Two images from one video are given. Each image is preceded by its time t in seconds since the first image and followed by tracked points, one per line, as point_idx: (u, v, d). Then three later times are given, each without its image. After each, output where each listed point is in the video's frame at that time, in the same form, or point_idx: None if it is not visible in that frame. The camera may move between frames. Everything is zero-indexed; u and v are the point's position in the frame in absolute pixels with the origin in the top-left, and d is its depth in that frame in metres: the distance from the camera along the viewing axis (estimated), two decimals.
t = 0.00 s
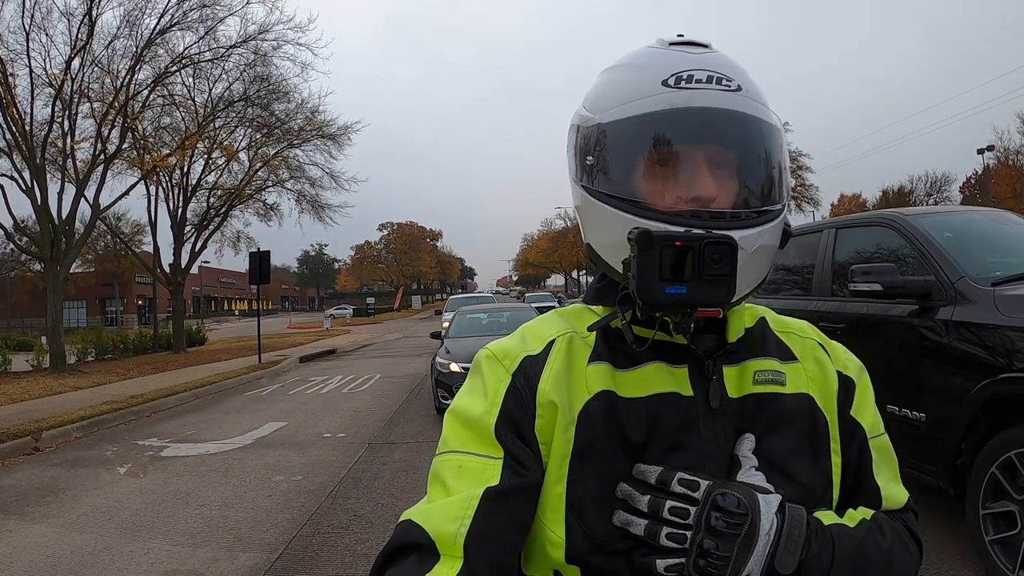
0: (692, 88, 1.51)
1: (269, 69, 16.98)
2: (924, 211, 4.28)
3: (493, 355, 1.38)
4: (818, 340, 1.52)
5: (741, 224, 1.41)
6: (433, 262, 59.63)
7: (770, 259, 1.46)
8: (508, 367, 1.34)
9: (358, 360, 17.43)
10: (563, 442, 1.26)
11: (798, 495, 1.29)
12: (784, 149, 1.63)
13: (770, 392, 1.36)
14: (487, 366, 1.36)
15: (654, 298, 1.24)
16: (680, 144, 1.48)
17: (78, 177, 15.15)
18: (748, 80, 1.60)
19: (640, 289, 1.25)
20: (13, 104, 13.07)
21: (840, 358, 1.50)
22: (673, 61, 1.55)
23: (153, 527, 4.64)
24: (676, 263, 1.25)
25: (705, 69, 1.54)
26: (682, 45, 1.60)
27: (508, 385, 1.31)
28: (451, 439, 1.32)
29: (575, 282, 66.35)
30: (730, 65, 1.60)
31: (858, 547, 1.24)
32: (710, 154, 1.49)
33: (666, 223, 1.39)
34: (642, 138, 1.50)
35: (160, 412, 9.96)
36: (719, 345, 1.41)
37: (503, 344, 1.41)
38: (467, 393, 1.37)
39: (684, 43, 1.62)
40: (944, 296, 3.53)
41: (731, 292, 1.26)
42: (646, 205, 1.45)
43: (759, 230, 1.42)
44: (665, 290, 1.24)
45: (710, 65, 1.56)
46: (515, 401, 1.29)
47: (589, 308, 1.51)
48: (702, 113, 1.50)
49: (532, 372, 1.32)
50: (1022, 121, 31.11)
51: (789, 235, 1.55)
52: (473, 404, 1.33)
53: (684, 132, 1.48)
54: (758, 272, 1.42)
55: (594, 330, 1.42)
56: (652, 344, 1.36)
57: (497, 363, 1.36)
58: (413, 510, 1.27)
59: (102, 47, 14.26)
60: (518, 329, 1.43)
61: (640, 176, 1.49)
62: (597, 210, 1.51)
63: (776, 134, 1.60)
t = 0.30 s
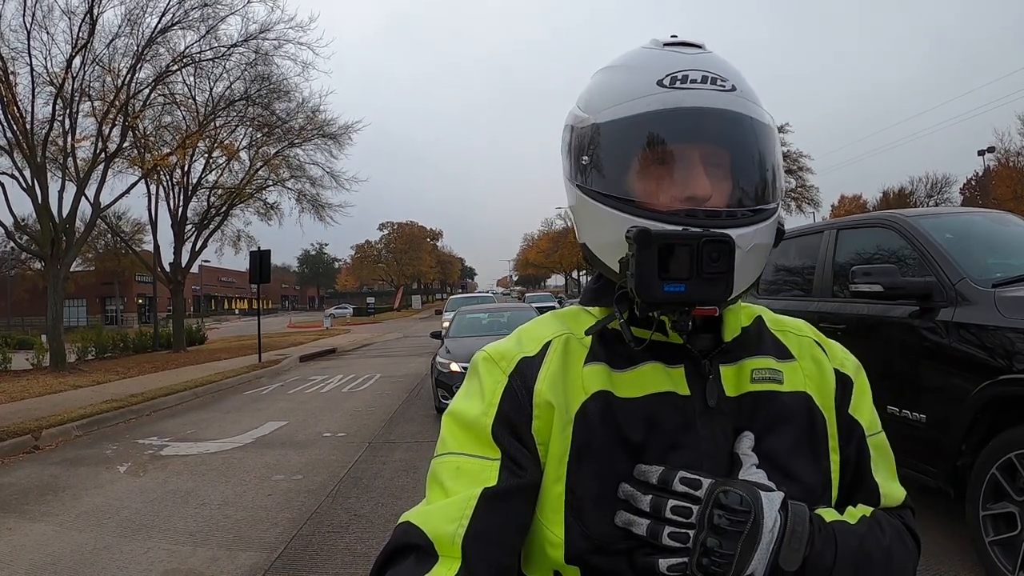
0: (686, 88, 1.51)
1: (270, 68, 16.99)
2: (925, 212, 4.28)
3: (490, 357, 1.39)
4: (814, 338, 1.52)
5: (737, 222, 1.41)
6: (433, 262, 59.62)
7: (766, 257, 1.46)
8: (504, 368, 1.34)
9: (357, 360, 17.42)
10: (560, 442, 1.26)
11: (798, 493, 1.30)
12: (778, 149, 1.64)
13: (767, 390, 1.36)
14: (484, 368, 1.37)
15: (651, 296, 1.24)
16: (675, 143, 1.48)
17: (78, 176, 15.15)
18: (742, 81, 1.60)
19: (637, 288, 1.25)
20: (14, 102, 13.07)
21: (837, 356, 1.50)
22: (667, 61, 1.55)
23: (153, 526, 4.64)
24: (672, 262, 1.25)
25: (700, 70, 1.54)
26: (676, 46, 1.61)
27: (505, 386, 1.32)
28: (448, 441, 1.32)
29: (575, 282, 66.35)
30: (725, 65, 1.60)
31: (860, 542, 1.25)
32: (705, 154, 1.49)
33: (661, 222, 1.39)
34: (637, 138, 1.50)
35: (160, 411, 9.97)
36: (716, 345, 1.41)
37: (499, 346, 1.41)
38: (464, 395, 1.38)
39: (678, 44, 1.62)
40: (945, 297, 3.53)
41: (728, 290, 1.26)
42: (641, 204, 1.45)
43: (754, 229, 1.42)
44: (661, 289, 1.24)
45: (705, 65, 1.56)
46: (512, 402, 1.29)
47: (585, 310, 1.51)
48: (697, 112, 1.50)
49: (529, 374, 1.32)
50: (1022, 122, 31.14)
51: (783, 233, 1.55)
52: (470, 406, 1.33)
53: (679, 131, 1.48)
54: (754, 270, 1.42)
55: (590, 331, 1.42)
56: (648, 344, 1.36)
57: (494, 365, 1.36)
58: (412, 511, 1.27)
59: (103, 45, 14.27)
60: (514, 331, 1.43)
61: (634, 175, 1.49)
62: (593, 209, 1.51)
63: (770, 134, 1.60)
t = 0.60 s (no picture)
0: (681, 86, 1.51)
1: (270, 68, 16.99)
2: (924, 212, 4.28)
3: (484, 360, 1.39)
4: (810, 337, 1.52)
5: (731, 219, 1.40)
6: (433, 262, 59.60)
7: (759, 253, 1.46)
8: (498, 371, 1.34)
9: (358, 360, 17.42)
10: (556, 442, 1.26)
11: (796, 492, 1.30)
12: (771, 149, 1.64)
13: (761, 388, 1.36)
14: (478, 370, 1.36)
15: (646, 290, 1.24)
16: (668, 141, 1.48)
17: (78, 175, 15.16)
18: (737, 82, 1.61)
19: (632, 283, 1.25)
20: (14, 102, 13.06)
21: (833, 355, 1.50)
22: (662, 62, 1.56)
23: (152, 526, 4.63)
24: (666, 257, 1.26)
25: (695, 70, 1.55)
26: (671, 47, 1.61)
27: (499, 388, 1.32)
28: (443, 443, 1.32)
29: (575, 283, 66.35)
30: (719, 66, 1.61)
31: (860, 535, 1.26)
32: (699, 152, 1.49)
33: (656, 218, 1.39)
34: (631, 137, 1.50)
35: (159, 411, 9.96)
36: (709, 344, 1.41)
37: (493, 348, 1.41)
38: (459, 398, 1.37)
39: (673, 46, 1.63)
40: (945, 297, 3.53)
41: (723, 284, 1.26)
42: (635, 202, 1.44)
43: (747, 226, 1.42)
44: (656, 284, 1.24)
45: (697, 66, 1.57)
46: (506, 404, 1.30)
47: (580, 311, 1.51)
48: (690, 112, 1.50)
49: (523, 376, 1.32)
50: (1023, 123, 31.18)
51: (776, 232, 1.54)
52: (465, 408, 1.32)
53: (672, 130, 1.48)
54: (748, 268, 1.42)
55: (584, 333, 1.42)
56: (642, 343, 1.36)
57: (488, 367, 1.36)
58: (408, 512, 1.26)
59: (103, 44, 14.27)
60: (509, 333, 1.43)
61: (629, 173, 1.48)
62: (589, 208, 1.50)
63: (763, 134, 1.61)
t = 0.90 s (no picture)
0: (669, 86, 1.51)
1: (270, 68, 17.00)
2: (924, 212, 4.28)
3: (483, 361, 1.39)
4: (812, 337, 1.52)
5: (724, 217, 1.40)
6: (433, 262, 59.62)
7: (756, 250, 1.45)
8: (498, 371, 1.34)
9: (358, 360, 17.42)
10: (555, 444, 1.27)
11: (798, 488, 1.28)
12: (763, 144, 1.64)
13: (763, 387, 1.36)
14: (477, 371, 1.36)
15: (640, 290, 1.24)
16: (658, 142, 1.48)
17: (78, 175, 15.17)
18: (725, 78, 1.60)
19: (627, 283, 1.25)
20: (14, 102, 13.07)
21: (835, 355, 1.50)
22: (649, 61, 1.55)
23: (152, 526, 4.63)
24: (661, 256, 1.25)
25: (682, 68, 1.54)
26: (658, 46, 1.61)
27: (499, 389, 1.31)
28: (443, 445, 1.32)
29: (574, 283, 66.36)
30: (706, 63, 1.60)
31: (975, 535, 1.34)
32: (690, 151, 1.49)
33: (648, 219, 1.39)
34: (623, 139, 1.50)
35: (159, 411, 9.96)
36: (710, 345, 1.41)
37: (493, 349, 1.41)
38: (459, 398, 1.37)
39: (658, 44, 1.63)
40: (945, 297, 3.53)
41: (718, 283, 1.26)
42: (629, 203, 1.44)
43: (742, 223, 1.41)
44: (651, 284, 1.25)
45: (684, 63, 1.56)
46: (505, 405, 1.29)
47: (579, 312, 1.51)
48: (679, 111, 1.50)
49: (521, 376, 1.32)
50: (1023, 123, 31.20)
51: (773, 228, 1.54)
52: (465, 409, 1.32)
53: (662, 130, 1.48)
54: (746, 267, 1.42)
55: (583, 334, 1.42)
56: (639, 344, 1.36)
57: (487, 368, 1.36)
58: (408, 513, 1.26)
59: (103, 45, 14.28)
60: (508, 334, 1.44)
61: (622, 175, 1.48)
62: (581, 212, 1.50)
63: (754, 129, 1.60)
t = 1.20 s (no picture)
0: (658, 86, 1.51)
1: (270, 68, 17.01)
2: (922, 212, 4.27)
3: (479, 363, 1.39)
4: (811, 334, 1.52)
5: (713, 218, 1.40)
6: (433, 262, 59.61)
7: (750, 251, 1.45)
8: (495, 374, 1.34)
9: (358, 360, 17.42)
10: (552, 446, 1.27)
11: (798, 486, 1.28)
12: (757, 142, 1.63)
13: (761, 385, 1.36)
14: (474, 374, 1.36)
15: (621, 295, 1.25)
16: (648, 143, 1.48)
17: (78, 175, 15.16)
18: (716, 76, 1.60)
19: (607, 290, 1.26)
20: (14, 101, 13.07)
21: (834, 351, 1.50)
22: (637, 62, 1.55)
23: (152, 526, 4.63)
24: (647, 259, 1.25)
25: (671, 68, 1.54)
26: (649, 45, 1.61)
27: (495, 391, 1.31)
28: (440, 447, 1.32)
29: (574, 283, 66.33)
30: (697, 62, 1.60)
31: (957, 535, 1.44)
32: (682, 152, 1.49)
33: (637, 223, 1.39)
34: (614, 140, 1.50)
35: (159, 411, 9.96)
36: (707, 345, 1.41)
37: (489, 352, 1.41)
38: (457, 400, 1.37)
39: (648, 44, 1.63)
40: (945, 298, 3.53)
41: (700, 287, 1.26)
42: (620, 206, 1.44)
43: (733, 223, 1.41)
44: (633, 288, 1.25)
45: (673, 63, 1.56)
46: (502, 407, 1.29)
47: (575, 314, 1.51)
48: (670, 111, 1.50)
49: (518, 377, 1.32)
50: None
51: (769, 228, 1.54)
52: (461, 411, 1.32)
53: (654, 130, 1.48)
54: (739, 267, 1.41)
55: (579, 335, 1.42)
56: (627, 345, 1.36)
57: (484, 371, 1.36)
58: (408, 515, 1.26)
59: (103, 45, 14.29)
60: (505, 335, 1.44)
61: (614, 177, 1.48)
62: (574, 214, 1.51)
63: (748, 127, 1.60)
